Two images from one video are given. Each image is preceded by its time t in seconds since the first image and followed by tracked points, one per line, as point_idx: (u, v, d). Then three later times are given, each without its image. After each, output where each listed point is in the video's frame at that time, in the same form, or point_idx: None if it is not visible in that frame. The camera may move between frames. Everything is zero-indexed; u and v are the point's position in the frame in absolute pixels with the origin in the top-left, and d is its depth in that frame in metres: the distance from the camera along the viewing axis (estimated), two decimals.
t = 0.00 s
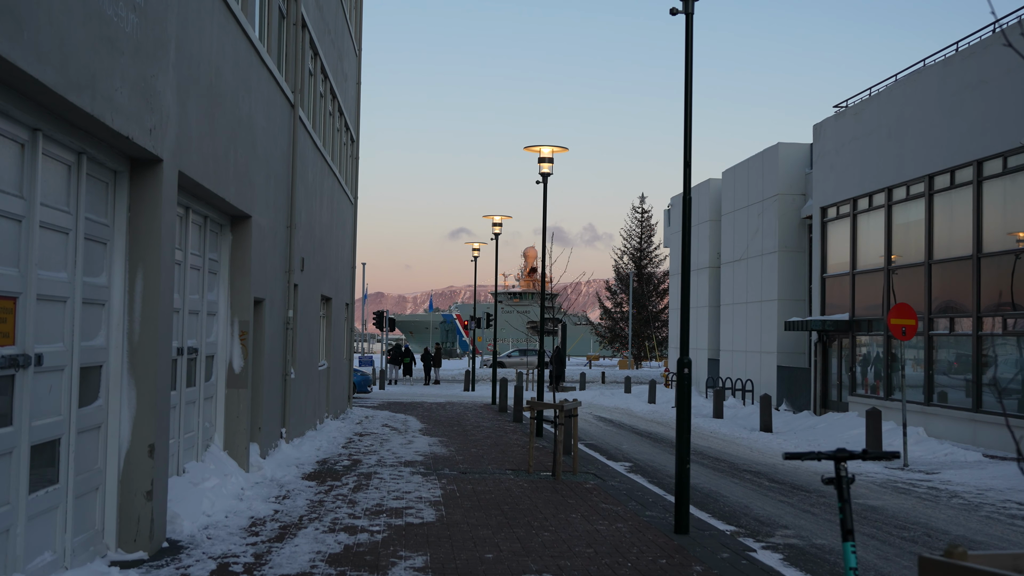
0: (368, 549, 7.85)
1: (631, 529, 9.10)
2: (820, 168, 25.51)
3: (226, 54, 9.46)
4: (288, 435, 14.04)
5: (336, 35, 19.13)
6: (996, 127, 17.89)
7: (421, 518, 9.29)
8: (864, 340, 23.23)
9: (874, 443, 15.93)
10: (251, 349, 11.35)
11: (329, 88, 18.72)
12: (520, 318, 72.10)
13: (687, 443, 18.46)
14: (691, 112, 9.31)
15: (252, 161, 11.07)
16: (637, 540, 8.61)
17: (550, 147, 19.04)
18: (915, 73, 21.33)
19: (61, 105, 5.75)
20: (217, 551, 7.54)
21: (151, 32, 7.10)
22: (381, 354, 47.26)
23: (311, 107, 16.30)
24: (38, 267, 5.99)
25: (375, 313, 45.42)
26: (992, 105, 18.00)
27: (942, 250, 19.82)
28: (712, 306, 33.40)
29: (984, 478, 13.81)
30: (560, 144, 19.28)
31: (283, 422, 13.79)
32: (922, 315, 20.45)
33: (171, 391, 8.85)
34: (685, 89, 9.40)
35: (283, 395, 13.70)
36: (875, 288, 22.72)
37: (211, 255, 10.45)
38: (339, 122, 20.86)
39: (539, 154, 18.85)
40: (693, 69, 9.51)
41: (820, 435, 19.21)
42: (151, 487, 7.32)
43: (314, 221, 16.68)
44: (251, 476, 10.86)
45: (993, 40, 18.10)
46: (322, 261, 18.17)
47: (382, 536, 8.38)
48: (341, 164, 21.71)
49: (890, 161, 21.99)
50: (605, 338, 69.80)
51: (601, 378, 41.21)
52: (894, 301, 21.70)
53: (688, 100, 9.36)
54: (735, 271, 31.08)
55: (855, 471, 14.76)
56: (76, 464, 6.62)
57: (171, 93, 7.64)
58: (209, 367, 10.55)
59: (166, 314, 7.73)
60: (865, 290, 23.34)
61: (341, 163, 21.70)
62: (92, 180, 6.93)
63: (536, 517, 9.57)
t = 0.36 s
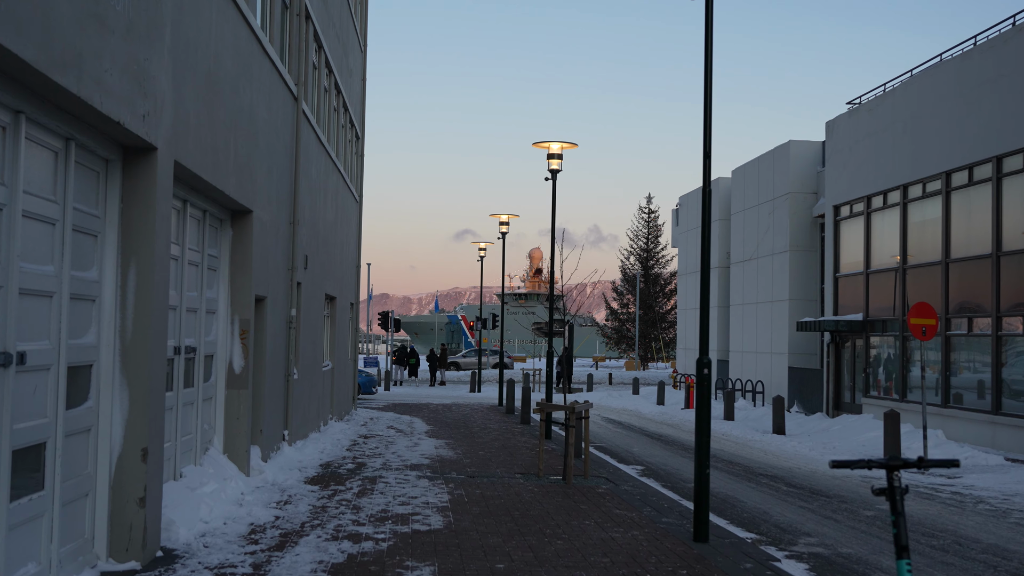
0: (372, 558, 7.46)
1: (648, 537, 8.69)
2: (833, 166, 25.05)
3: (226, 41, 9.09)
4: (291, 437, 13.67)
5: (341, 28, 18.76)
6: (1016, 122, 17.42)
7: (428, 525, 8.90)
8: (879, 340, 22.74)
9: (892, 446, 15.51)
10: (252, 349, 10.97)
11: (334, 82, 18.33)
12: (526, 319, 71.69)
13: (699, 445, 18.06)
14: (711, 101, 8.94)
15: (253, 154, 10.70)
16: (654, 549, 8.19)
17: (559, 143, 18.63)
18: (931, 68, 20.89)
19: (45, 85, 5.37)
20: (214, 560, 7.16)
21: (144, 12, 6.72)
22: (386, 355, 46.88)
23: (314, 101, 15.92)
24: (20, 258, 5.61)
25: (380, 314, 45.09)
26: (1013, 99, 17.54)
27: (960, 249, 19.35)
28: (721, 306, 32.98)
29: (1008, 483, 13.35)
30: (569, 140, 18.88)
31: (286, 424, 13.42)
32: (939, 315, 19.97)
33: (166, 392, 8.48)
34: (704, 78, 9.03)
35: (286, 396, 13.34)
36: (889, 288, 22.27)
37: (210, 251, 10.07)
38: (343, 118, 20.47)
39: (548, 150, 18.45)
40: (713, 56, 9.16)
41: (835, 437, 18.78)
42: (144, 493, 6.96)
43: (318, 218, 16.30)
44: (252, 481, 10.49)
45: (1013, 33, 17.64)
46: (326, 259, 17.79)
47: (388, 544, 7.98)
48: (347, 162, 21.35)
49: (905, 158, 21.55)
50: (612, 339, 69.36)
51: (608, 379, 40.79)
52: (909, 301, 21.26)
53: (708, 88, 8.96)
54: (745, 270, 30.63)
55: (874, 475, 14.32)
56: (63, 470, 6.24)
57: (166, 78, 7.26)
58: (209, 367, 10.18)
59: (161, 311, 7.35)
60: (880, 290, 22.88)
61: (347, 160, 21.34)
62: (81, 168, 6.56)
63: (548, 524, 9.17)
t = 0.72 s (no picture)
0: (381, 567, 7.07)
1: (670, 545, 8.30)
2: (847, 163, 24.60)
3: (229, 26, 8.72)
4: (297, 439, 13.30)
5: (347, 21, 18.38)
6: None
7: (440, 532, 8.49)
8: (895, 341, 22.24)
9: (913, 449, 15.09)
10: (256, 348, 10.58)
11: (340, 76, 17.95)
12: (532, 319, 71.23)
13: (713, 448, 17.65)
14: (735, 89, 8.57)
15: (257, 145, 10.32)
16: (677, 558, 7.80)
17: (569, 139, 18.23)
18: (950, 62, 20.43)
19: (32, 63, 5.00)
20: (215, 570, 6.78)
21: None
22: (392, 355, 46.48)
23: (320, 94, 15.53)
24: (6, 249, 5.24)
25: (386, 314, 44.72)
26: None
27: (980, 247, 18.89)
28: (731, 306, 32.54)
29: None
30: (581, 136, 18.49)
31: (291, 426, 13.06)
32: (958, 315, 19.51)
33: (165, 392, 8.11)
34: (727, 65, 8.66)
35: (291, 397, 12.98)
36: (905, 287, 21.81)
37: (212, 246, 9.70)
38: (349, 113, 20.10)
39: (559, 146, 18.06)
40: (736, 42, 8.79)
41: (851, 439, 18.35)
42: (141, 498, 6.59)
43: (323, 214, 15.92)
44: (256, 485, 10.13)
45: None
46: (332, 257, 17.40)
47: (398, 553, 7.60)
48: (352, 158, 20.98)
49: (922, 155, 21.10)
50: (619, 340, 68.94)
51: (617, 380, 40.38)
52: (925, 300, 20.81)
53: (733, 76, 8.59)
54: (756, 270, 30.18)
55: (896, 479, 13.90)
56: (53, 474, 5.87)
57: (164, 62, 6.89)
58: (211, 367, 9.80)
59: (159, 306, 6.99)
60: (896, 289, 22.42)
61: (352, 156, 20.96)
62: (73, 154, 6.19)
63: (564, 531, 8.78)
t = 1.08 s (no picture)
0: None
1: (694, 561, 7.89)
2: (860, 161, 24.14)
3: (230, 16, 8.33)
4: (300, 446, 12.92)
5: (353, 17, 18.01)
6: None
7: (451, 547, 8.08)
8: (909, 343, 21.76)
9: (933, 455, 14.68)
10: (259, 353, 10.18)
11: (345, 73, 17.56)
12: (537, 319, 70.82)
13: (727, 453, 17.25)
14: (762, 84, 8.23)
15: (260, 142, 9.94)
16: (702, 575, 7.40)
17: (579, 137, 17.83)
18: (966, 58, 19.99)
19: (16, 49, 4.61)
20: None
21: None
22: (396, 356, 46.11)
23: (325, 91, 15.15)
24: None
25: (390, 313, 44.35)
26: None
27: (999, 248, 18.44)
28: (741, 307, 32.11)
29: None
30: (591, 134, 18.11)
31: (295, 433, 12.68)
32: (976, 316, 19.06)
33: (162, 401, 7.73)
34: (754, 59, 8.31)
35: (295, 403, 12.60)
36: (920, 289, 21.37)
37: (212, 246, 9.32)
38: (354, 111, 19.72)
39: (568, 144, 17.67)
40: (763, 35, 8.43)
41: (867, 444, 17.93)
42: (136, 515, 6.21)
43: (328, 213, 15.54)
44: (259, 495, 9.75)
45: None
46: (337, 257, 17.02)
47: (409, 570, 7.20)
48: (357, 157, 20.61)
49: (938, 153, 20.65)
50: (624, 340, 68.49)
51: (623, 381, 39.99)
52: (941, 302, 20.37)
53: (760, 70, 8.23)
54: (767, 270, 29.76)
55: (918, 486, 13.48)
56: (40, 491, 5.47)
57: (161, 51, 6.49)
58: (211, 372, 9.42)
59: (155, 310, 6.61)
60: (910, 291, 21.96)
61: (357, 155, 20.60)
62: (62, 149, 5.81)
63: (581, 545, 8.38)
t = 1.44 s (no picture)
0: None
1: (714, 569, 7.49)
2: (874, 158, 23.67)
3: None
4: (303, 448, 12.55)
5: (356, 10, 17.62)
6: None
7: (459, 555, 7.68)
8: (924, 343, 21.29)
9: (954, 457, 14.24)
10: (259, 352, 9.81)
11: (349, 67, 17.18)
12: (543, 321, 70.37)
13: (740, 455, 16.83)
14: (786, 69, 7.85)
15: (259, 132, 9.57)
16: None
17: (588, 132, 17.41)
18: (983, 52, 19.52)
19: None
20: None
21: None
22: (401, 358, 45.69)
23: (328, 84, 14.77)
24: None
25: (395, 315, 43.96)
26: None
27: (1018, 245, 17.96)
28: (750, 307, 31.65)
29: None
30: (600, 129, 17.70)
31: (297, 435, 12.30)
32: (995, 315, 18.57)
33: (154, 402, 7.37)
34: (778, 42, 7.92)
35: (297, 404, 12.22)
36: (935, 287, 20.91)
37: (209, 241, 8.95)
38: (358, 106, 19.34)
39: (577, 140, 17.26)
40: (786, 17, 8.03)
41: (884, 445, 17.48)
42: (126, 523, 5.85)
43: (331, 210, 15.15)
44: (258, 500, 9.38)
45: None
46: (341, 255, 16.63)
47: None
48: (362, 153, 20.23)
49: (954, 148, 20.19)
50: (631, 342, 68.02)
51: (631, 382, 39.53)
52: (957, 300, 19.91)
53: (783, 56, 7.83)
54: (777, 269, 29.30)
55: (940, 490, 13.03)
56: (20, 497, 5.11)
57: (151, 30, 6.12)
58: (208, 372, 9.04)
59: (145, 306, 6.24)
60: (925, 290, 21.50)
61: (362, 152, 20.23)
62: (45, 132, 5.44)
63: (594, 553, 7.98)
